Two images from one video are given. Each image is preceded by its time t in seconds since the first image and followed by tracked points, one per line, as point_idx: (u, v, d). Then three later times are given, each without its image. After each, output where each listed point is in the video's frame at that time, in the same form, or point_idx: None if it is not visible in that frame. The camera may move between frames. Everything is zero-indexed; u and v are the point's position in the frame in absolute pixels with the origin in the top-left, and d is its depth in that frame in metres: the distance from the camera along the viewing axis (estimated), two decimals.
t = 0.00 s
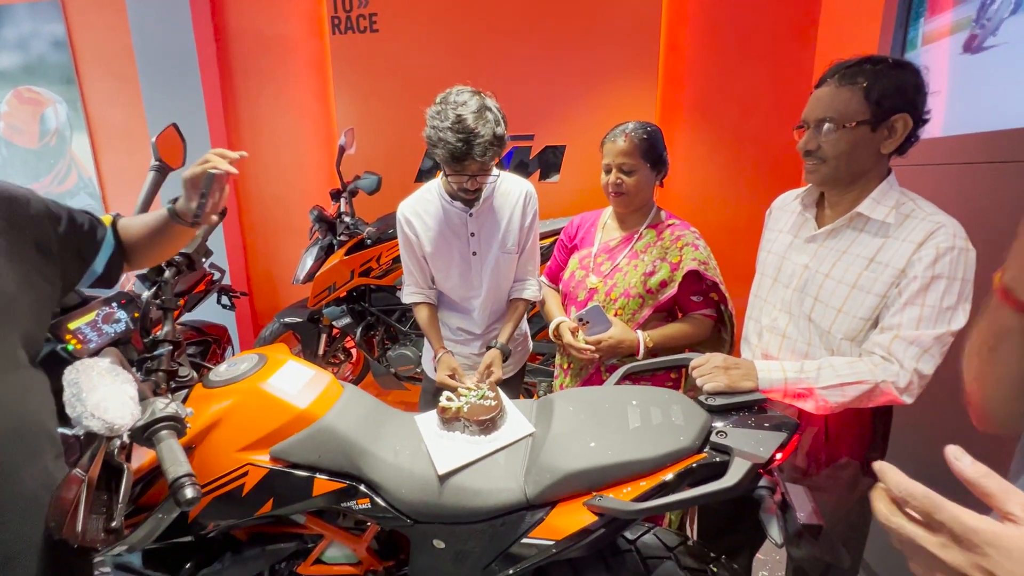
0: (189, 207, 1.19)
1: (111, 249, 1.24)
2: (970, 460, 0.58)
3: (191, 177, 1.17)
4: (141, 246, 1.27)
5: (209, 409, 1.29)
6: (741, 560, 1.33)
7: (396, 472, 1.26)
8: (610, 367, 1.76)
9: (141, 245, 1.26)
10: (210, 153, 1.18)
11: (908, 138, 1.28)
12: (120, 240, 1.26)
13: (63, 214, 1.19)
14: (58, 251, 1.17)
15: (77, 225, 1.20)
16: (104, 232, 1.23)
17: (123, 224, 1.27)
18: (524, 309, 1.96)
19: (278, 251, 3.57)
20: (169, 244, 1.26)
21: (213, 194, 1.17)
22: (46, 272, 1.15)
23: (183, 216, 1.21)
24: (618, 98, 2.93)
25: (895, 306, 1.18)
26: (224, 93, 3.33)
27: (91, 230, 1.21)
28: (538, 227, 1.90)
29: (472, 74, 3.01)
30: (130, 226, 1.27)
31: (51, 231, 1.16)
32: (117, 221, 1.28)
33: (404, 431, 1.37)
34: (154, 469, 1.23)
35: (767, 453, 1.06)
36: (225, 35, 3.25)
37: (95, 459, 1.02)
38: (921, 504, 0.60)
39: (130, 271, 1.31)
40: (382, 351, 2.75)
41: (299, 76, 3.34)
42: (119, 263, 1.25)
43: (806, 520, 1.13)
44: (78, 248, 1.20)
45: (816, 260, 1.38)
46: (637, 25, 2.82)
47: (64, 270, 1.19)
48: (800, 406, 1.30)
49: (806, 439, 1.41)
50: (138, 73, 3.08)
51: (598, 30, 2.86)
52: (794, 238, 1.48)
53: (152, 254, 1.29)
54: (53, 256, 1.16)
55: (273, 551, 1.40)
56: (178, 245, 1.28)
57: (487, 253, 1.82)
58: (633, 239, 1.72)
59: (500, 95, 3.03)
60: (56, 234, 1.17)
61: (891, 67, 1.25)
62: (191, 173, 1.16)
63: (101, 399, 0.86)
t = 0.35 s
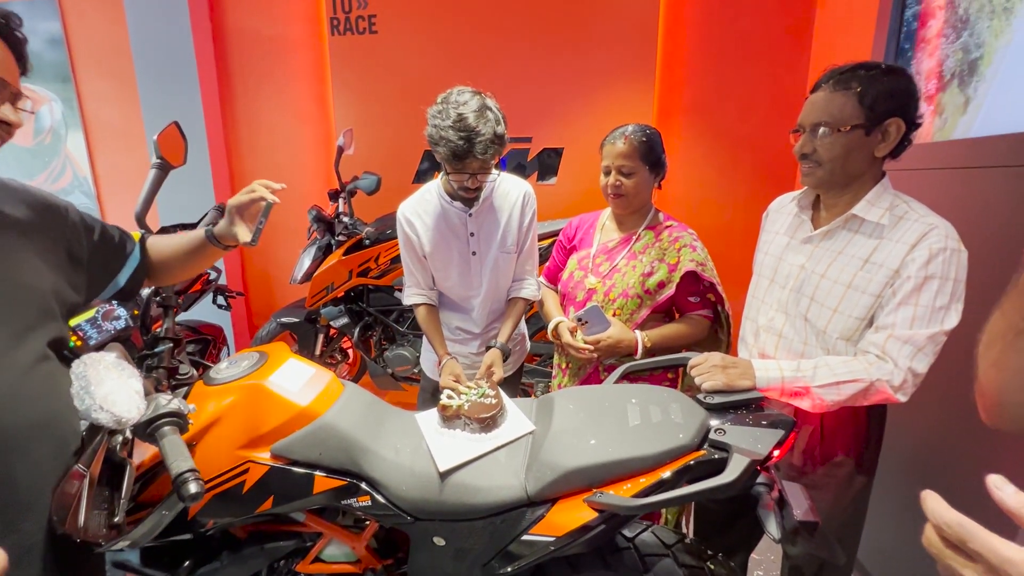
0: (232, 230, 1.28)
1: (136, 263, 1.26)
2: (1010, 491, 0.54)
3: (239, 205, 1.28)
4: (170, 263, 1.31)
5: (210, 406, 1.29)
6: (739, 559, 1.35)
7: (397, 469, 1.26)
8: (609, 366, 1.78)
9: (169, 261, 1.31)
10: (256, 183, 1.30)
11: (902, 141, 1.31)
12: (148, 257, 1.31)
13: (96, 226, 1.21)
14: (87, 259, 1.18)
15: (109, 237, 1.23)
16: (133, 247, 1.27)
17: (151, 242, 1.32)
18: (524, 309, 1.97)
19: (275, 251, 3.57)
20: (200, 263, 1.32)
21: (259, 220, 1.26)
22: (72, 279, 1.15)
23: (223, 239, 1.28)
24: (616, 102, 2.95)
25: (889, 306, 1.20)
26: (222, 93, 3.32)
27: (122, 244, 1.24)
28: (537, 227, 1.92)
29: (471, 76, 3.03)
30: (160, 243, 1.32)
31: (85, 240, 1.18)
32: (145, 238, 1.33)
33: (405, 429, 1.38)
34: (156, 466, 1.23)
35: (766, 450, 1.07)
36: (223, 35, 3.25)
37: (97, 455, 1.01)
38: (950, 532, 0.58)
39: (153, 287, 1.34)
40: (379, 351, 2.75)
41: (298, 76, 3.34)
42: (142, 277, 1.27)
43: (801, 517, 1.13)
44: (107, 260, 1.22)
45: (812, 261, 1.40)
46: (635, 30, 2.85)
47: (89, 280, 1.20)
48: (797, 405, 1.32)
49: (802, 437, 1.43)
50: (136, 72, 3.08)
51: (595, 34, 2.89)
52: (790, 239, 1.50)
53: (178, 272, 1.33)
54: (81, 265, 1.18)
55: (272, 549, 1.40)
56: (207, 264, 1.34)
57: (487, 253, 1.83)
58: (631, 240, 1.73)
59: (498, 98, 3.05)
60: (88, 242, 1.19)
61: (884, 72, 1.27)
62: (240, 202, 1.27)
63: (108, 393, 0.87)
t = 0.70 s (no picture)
0: (238, 233, 1.26)
1: (141, 264, 1.24)
2: None
3: (247, 207, 1.26)
4: (177, 264, 1.31)
5: (205, 406, 1.27)
6: (736, 559, 1.33)
7: (394, 470, 1.25)
8: (606, 367, 1.77)
9: (177, 263, 1.31)
10: (264, 186, 1.28)
11: (898, 143, 1.31)
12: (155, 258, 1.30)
13: (103, 226, 1.19)
14: (93, 259, 1.16)
15: (115, 237, 1.20)
16: (137, 247, 1.25)
17: (158, 243, 1.32)
18: (520, 310, 1.96)
19: (270, 251, 3.55)
20: (206, 264, 1.31)
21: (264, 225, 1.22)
22: (78, 278, 1.12)
23: (229, 240, 1.27)
24: (613, 104, 2.96)
25: (886, 307, 1.21)
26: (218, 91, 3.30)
27: (128, 244, 1.22)
28: (535, 228, 1.92)
29: (469, 77, 3.03)
30: (167, 244, 1.31)
31: (91, 238, 1.15)
32: (152, 238, 1.31)
33: (402, 429, 1.37)
34: (148, 466, 1.21)
35: (764, 451, 1.07)
36: (219, 34, 3.23)
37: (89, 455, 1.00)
38: (976, 529, 0.60)
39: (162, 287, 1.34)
40: (375, 352, 2.74)
41: (295, 75, 3.33)
42: (147, 277, 1.25)
43: (799, 518, 1.13)
44: (112, 259, 1.19)
45: (810, 262, 1.41)
46: (633, 31, 2.85)
47: (94, 280, 1.17)
48: (794, 406, 1.32)
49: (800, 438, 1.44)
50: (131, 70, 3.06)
51: (593, 36, 2.89)
52: (788, 240, 1.50)
53: (185, 272, 1.33)
54: (87, 264, 1.15)
55: (267, 551, 1.39)
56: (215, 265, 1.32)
57: (483, 253, 1.83)
58: (629, 241, 1.74)
59: (496, 98, 3.04)
60: (94, 241, 1.16)
61: (882, 74, 1.28)
62: (248, 202, 1.25)
63: (102, 391, 0.85)
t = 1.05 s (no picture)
0: (230, 230, 1.26)
1: (133, 264, 1.23)
2: None
3: (238, 204, 1.28)
4: (165, 265, 1.29)
5: (196, 408, 1.26)
6: (731, 563, 1.32)
7: (388, 472, 1.24)
8: (602, 369, 1.76)
9: (166, 264, 1.29)
10: (255, 182, 1.31)
11: (897, 146, 1.31)
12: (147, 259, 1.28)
13: (95, 226, 1.17)
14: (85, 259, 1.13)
15: (107, 237, 1.18)
16: (130, 248, 1.23)
17: (149, 243, 1.30)
18: (517, 312, 1.95)
19: (266, 250, 3.54)
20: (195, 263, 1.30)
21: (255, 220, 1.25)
22: (69, 279, 1.10)
23: (221, 238, 1.27)
24: (611, 104, 2.95)
25: (884, 310, 1.20)
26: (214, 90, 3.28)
27: (120, 244, 1.21)
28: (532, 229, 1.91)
29: (467, 77, 3.01)
30: (157, 244, 1.29)
31: (83, 238, 1.13)
32: (145, 238, 1.30)
33: (396, 431, 1.36)
34: (137, 469, 1.19)
35: (760, 455, 1.07)
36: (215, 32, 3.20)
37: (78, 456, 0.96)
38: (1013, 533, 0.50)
39: (147, 288, 1.32)
40: (371, 352, 2.73)
41: (292, 74, 3.32)
42: (140, 278, 1.24)
43: (795, 522, 1.11)
44: (104, 259, 1.18)
45: (807, 265, 1.40)
46: (632, 32, 2.85)
47: (84, 280, 1.15)
48: (791, 410, 1.31)
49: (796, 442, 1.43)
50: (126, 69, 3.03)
51: (591, 36, 2.88)
52: (786, 243, 1.50)
53: (174, 273, 1.31)
54: (79, 264, 1.13)
55: (259, 554, 1.39)
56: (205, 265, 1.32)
57: (481, 254, 1.82)
58: (625, 242, 1.73)
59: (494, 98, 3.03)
60: (87, 241, 1.14)
61: (881, 76, 1.27)
62: (238, 200, 1.27)
63: (88, 394, 0.84)
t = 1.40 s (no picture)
0: (220, 225, 1.27)
1: (125, 262, 1.23)
2: None
3: (228, 199, 1.29)
4: (159, 263, 1.30)
5: (191, 407, 1.25)
6: (730, 564, 1.31)
7: (384, 473, 1.23)
8: (601, 368, 1.75)
9: (159, 261, 1.29)
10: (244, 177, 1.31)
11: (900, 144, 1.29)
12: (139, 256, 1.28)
13: (85, 223, 1.16)
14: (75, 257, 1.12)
15: (98, 234, 1.18)
16: (122, 245, 1.23)
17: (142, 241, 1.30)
18: (517, 312, 1.93)
19: (265, 249, 3.52)
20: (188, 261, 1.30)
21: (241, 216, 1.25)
22: (59, 276, 1.09)
23: (212, 235, 1.27)
24: (611, 102, 2.93)
25: (886, 310, 1.19)
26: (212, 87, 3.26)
27: (112, 243, 1.20)
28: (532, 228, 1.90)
29: (466, 75, 3.00)
30: (150, 242, 1.30)
31: (73, 236, 1.12)
32: (137, 236, 1.30)
33: (392, 431, 1.34)
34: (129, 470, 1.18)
35: (760, 457, 1.05)
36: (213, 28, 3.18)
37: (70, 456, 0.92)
38: None
39: (139, 287, 1.32)
40: (370, 351, 2.71)
41: (291, 71, 3.30)
42: (132, 276, 1.24)
43: (795, 524, 1.10)
44: (95, 257, 1.17)
45: (809, 264, 1.39)
46: (632, 29, 2.83)
47: (74, 277, 1.14)
48: (792, 410, 1.30)
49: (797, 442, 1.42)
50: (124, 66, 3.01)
51: (591, 33, 2.87)
52: (787, 242, 1.48)
53: (167, 271, 1.31)
54: (69, 262, 1.12)
55: (254, 555, 1.38)
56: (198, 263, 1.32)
57: (482, 253, 1.82)
58: (625, 241, 1.72)
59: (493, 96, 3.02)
60: (77, 238, 1.13)
61: (884, 73, 1.25)
62: (229, 195, 1.29)
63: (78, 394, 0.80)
